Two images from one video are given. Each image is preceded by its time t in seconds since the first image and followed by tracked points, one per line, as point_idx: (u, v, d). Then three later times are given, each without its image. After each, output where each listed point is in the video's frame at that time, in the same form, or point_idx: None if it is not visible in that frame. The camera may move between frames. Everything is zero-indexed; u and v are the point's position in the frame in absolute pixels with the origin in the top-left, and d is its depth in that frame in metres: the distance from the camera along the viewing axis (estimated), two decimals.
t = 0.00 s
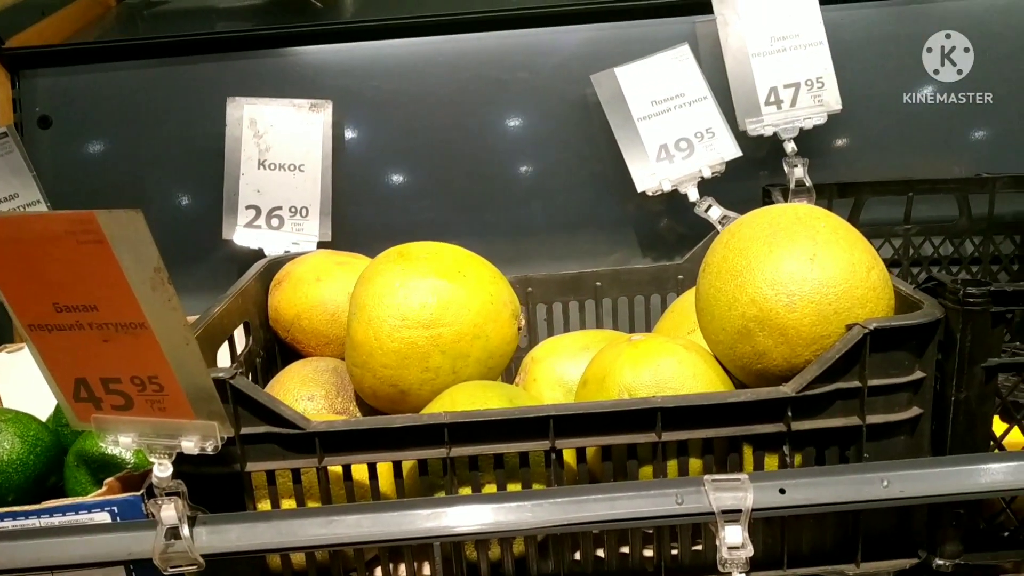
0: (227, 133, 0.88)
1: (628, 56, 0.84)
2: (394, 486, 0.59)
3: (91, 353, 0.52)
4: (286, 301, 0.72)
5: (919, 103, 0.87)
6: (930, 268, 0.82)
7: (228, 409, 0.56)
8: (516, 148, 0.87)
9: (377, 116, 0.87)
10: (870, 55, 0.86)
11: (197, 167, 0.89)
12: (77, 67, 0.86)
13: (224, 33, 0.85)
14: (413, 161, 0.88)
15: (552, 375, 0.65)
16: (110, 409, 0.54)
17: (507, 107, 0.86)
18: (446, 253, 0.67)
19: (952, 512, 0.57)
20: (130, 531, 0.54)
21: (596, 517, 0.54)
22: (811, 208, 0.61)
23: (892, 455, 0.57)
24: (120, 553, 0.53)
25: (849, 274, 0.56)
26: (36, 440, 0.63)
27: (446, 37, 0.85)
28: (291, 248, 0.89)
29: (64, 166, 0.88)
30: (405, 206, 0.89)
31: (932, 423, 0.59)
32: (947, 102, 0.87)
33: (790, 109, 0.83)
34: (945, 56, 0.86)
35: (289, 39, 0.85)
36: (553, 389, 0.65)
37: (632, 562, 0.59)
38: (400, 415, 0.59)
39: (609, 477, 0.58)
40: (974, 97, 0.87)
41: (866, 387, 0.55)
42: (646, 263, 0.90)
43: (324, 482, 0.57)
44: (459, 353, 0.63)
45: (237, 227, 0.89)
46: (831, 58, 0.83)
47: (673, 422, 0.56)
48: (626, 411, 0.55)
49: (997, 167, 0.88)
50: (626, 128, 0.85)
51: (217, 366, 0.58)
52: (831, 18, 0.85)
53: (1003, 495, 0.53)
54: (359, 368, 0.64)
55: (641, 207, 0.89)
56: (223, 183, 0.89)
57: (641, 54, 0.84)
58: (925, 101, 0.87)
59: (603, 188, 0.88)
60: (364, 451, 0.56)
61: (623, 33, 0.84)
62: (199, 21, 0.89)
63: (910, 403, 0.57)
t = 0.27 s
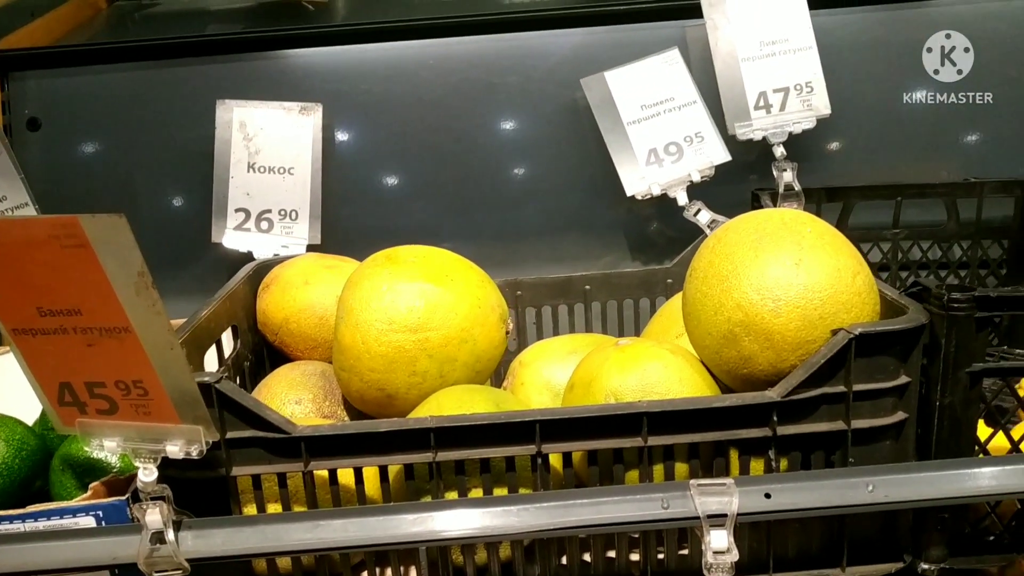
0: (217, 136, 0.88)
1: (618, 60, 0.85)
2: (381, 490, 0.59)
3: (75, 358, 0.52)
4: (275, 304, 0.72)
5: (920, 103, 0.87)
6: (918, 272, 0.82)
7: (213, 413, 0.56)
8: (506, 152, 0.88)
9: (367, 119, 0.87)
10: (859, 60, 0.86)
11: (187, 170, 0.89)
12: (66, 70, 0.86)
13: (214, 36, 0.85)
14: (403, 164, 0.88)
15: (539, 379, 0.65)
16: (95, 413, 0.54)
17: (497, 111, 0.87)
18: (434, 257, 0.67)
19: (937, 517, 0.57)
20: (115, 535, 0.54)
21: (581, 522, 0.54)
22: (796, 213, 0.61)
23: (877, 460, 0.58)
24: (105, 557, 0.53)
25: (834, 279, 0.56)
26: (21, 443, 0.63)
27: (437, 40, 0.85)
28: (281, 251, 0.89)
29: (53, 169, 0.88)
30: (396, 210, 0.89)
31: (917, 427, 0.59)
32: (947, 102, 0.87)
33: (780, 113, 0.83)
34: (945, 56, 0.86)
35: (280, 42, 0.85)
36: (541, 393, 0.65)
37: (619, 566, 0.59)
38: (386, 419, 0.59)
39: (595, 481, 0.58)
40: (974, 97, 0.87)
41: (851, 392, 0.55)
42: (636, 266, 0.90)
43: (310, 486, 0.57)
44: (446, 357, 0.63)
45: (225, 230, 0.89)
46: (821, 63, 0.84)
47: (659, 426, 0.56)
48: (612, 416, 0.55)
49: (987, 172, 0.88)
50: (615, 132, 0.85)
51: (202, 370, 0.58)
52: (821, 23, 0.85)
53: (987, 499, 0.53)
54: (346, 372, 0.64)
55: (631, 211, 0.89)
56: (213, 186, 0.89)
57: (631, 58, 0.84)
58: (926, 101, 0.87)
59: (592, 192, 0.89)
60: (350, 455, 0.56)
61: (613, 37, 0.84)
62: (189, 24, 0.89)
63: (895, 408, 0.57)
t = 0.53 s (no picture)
0: (209, 138, 0.88)
1: (611, 63, 0.85)
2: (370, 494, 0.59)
3: (63, 361, 0.52)
4: (266, 307, 0.73)
5: (919, 104, 0.87)
6: (910, 276, 0.82)
7: (202, 417, 0.56)
8: (498, 156, 0.88)
9: (360, 122, 0.87)
10: (851, 64, 0.87)
11: (180, 173, 0.89)
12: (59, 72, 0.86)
13: (207, 38, 0.85)
14: (396, 167, 0.88)
15: (530, 382, 0.65)
16: (83, 416, 0.54)
17: (489, 114, 0.87)
18: (424, 261, 0.67)
19: (925, 521, 0.57)
20: (104, 539, 0.54)
21: (570, 525, 0.54)
22: (785, 217, 0.61)
23: (866, 464, 0.58)
24: (94, 561, 0.53)
25: (823, 283, 0.56)
26: (10, 447, 0.63)
27: (430, 43, 0.85)
28: (273, 253, 0.89)
29: (46, 172, 0.88)
30: (389, 212, 0.89)
31: (906, 431, 0.59)
32: (947, 102, 0.87)
33: (771, 117, 0.84)
34: (945, 56, 0.86)
35: (273, 45, 0.85)
36: (531, 397, 0.65)
37: (608, 570, 0.59)
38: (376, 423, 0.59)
39: (584, 485, 0.58)
40: (974, 97, 0.87)
41: (840, 395, 0.55)
42: (628, 269, 0.91)
43: (299, 490, 0.57)
44: (436, 360, 0.63)
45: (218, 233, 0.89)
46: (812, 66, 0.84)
47: (648, 430, 0.56)
48: (600, 419, 0.55)
49: (979, 175, 0.89)
50: (607, 135, 0.85)
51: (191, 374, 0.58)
52: (813, 27, 0.85)
53: (975, 503, 0.53)
54: (336, 376, 0.64)
55: (624, 214, 0.90)
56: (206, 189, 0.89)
57: (623, 61, 0.85)
58: (925, 100, 0.87)
59: (584, 195, 0.89)
60: (339, 459, 0.56)
61: (606, 40, 0.85)
62: (182, 25, 0.89)
63: (884, 411, 0.57)
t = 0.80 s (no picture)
0: (203, 140, 0.88)
1: (604, 65, 0.85)
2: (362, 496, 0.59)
3: (53, 364, 0.52)
4: (259, 309, 0.73)
5: (919, 103, 0.88)
6: (903, 278, 0.82)
7: (193, 419, 0.56)
8: (492, 157, 0.88)
9: (354, 124, 0.87)
10: (845, 66, 0.87)
11: (174, 175, 0.89)
12: (51, 74, 0.85)
13: (200, 40, 0.84)
14: (390, 169, 0.88)
15: (522, 385, 0.65)
16: (74, 419, 0.54)
17: (482, 116, 0.87)
18: (417, 263, 0.67)
19: (916, 523, 0.57)
20: (94, 541, 0.54)
21: (561, 528, 0.54)
22: (776, 220, 0.61)
23: (857, 466, 0.58)
24: (84, 563, 0.53)
25: (814, 286, 0.56)
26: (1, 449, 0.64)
27: (424, 45, 0.85)
28: (266, 255, 0.89)
29: (39, 173, 0.88)
30: (383, 214, 0.89)
31: (897, 433, 0.59)
32: (947, 102, 0.87)
33: (765, 119, 0.84)
34: (945, 56, 0.86)
35: (267, 46, 0.85)
36: (523, 399, 0.65)
37: (600, 572, 0.59)
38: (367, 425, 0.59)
39: (575, 487, 0.58)
40: (974, 97, 0.87)
41: (831, 398, 0.55)
42: (622, 270, 0.91)
43: (291, 492, 0.57)
44: (428, 362, 0.63)
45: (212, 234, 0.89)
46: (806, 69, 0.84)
47: (639, 432, 0.56)
48: (591, 422, 0.55)
49: (971, 178, 0.89)
50: (601, 137, 0.86)
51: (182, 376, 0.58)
52: (807, 29, 0.85)
53: (966, 506, 0.53)
54: (328, 378, 0.64)
55: (618, 216, 0.90)
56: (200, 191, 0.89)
57: (616, 64, 0.85)
58: (927, 100, 0.87)
59: (578, 197, 0.89)
60: (331, 461, 0.56)
61: (600, 42, 0.84)
62: (176, 27, 0.89)
63: (875, 414, 0.57)
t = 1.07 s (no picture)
0: (195, 139, 0.87)
1: (597, 64, 0.85)
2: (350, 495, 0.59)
3: (40, 363, 0.51)
4: (249, 309, 0.72)
5: (918, 103, 0.88)
6: (895, 277, 0.83)
7: (181, 419, 0.56)
8: (484, 157, 0.88)
9: (347, 123, 0.87)
10: (838, 65, 0.87)
11: (166, 174, 0.89)
12: (43, 72, 0.85)
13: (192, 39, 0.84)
14: (383, 169, 0.88)
15: (512, 384, 0.65)
16: (61, 418, 0.54)
17: (475, 115, 0.87)
18: (407, 262, 0.67)
19: (904, 522, 0.57)
20: (82, 541, 0.54)
21: (550, 527, 0.53)
22: (766, 220, 0.61)
23: (846, 466, 0.58)
24: (71, 563, 0.53)
25: (802, 286, 0.56)
26: None
27: (416, 44, 0.85)
28: (258, 254, 0.89)
29: (31, 172, 0.88)
30: (376, 213, 0.89)
31: (886, 433, 0.59)
32: (947, 102, 0.87)
33: (758, 118, 0.84)
34: (945, 56, 0.86)
35: (260, 45, 0.85)
36: (513, 398, 0.65)
37: (589, 572, 0.59)
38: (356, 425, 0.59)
39: (564, 487, 0.57)
40: (973, 97, 0.87)
41: (819, 398, 0.55)
42: (614, 270, 0.91)
43: (279, 492, 0.57)
44: (418, 362, 0.63)
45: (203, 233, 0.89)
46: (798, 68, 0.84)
47: (627, 432, 0.56)
48: (580, 422, 0.55)
49: (964, 178, 0.89)
50: (593, 136, 0.85)
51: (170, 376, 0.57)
52: (800, 28, 0.85)
53: (954, 505, 0.53)
54: (318, 377, 0.64)
55: (611, 216, 0.90)
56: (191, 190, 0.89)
57: (609, 63, 0.84)
58: (926, 100, 0.88)
59: (570, 196, 0.89)
60: (319, 461, 0.56)
61: (593, 41, 0.84)
62: (168, 25, 0.89)
63: (863, 414, 0.57)
